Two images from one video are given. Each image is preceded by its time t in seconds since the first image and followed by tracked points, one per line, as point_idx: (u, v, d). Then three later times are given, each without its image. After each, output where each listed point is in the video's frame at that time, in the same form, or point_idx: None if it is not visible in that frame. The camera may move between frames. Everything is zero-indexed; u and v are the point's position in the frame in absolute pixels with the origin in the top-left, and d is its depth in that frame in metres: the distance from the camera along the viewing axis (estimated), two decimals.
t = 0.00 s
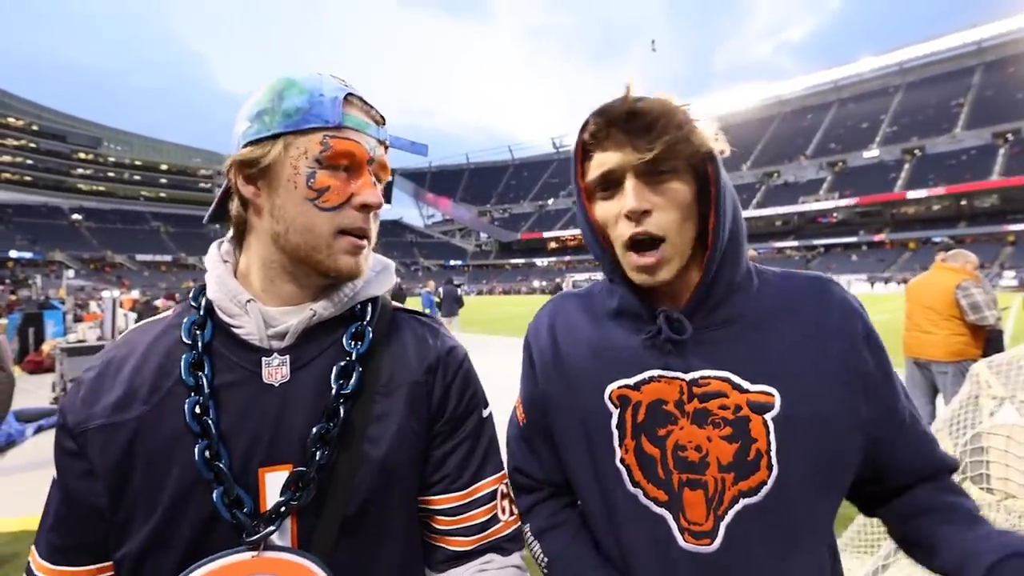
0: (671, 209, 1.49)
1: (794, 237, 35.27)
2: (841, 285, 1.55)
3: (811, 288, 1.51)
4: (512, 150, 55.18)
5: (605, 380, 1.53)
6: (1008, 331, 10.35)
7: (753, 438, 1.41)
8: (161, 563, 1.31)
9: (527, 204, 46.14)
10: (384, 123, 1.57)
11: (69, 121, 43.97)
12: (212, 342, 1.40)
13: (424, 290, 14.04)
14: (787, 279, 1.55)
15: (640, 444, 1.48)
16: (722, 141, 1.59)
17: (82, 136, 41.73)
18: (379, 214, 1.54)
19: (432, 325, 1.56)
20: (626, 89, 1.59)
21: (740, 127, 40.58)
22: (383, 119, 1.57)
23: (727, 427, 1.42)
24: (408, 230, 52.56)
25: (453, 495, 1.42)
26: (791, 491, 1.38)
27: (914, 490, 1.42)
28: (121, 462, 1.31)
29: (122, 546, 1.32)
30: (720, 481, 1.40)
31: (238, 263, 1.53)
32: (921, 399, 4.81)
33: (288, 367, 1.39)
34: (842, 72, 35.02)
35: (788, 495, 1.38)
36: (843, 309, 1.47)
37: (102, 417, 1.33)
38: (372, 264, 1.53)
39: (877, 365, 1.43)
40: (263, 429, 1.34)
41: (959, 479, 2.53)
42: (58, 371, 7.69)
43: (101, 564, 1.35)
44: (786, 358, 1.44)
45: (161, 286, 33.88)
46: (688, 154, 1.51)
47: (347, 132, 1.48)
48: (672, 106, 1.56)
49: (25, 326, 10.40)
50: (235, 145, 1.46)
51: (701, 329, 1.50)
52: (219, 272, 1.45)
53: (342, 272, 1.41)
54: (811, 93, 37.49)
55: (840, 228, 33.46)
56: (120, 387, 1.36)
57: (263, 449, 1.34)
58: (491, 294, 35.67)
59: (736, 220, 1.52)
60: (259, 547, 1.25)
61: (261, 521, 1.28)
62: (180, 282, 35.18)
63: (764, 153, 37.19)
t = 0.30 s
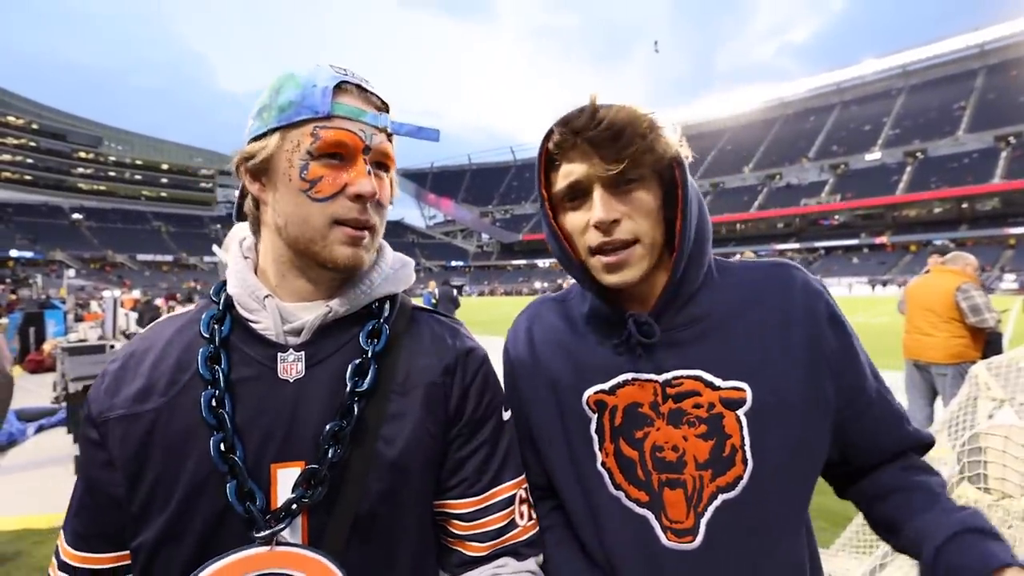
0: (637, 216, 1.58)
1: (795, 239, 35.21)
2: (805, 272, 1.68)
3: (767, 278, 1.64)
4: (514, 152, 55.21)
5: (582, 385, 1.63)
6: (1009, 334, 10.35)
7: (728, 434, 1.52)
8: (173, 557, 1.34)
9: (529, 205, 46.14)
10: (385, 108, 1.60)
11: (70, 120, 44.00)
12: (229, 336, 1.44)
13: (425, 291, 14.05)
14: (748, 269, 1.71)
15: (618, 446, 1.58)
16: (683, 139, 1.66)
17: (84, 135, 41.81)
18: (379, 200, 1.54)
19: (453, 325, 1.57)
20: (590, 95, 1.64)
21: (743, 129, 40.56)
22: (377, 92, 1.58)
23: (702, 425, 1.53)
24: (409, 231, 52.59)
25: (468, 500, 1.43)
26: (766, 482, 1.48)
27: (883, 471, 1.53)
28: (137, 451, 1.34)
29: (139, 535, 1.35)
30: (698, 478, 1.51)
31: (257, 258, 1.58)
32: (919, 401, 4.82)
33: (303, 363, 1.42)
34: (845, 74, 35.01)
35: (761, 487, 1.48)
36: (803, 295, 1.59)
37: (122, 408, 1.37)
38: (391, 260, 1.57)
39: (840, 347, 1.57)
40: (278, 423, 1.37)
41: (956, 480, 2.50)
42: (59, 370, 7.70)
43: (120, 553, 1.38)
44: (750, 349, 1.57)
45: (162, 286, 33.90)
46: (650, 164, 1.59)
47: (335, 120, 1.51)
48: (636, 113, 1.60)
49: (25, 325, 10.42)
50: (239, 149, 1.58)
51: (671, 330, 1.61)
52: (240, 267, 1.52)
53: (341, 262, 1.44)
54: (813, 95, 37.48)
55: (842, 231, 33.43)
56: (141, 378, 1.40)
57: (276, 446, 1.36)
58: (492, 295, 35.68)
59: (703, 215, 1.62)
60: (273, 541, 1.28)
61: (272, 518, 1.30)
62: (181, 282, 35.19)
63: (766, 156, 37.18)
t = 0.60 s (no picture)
0: (637, 214, 1.58)
1: (798, 240, 35.12)
2: (778, 269, 1.69)
3: (739, 278, 1.67)
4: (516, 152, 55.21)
5: (560, 394, 1.64)
6: (1012, 335, 10.31)
7: (699, 438, 1.54)
8: (177, 555, 1.34)
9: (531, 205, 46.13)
10: (376, 97, 1.60)
11: (73, 121, 44.10)
12: (234, 337, 1.45)
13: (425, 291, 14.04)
14: (714, 271, 1.73)
15: (594, 454, 1.58)
16: (682, 145, 1.68)
17: (87, 135, 41.93)
18: (361, 189, 1.50)
19: (460, 329, 1.55)
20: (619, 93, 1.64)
21: (746, 129, 40.48)
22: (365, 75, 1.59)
23: (674, 430, 1.55)
24: (411, 231, 52.59)
25: (476, 507, 1.42)
26: (747, 483, 1.50)
27: (844, 478, 1.50)
28: (145, 448, 1.35)
29: (147, 530, 1.35)
30: (673, 482, 1.52)
31: (263, 258, 1.59)
32: (922, 401, 4.80)
33: (305, 365, 1.42)
34: (848, 74, 34.93)
35: (741, 489, 1.49)
36: (772, 288, 1.63)
37: (132, 405, 1.38)
38: (399, 258, 1.58)
39: (803, 348, 1.56)
40: (279, 425, 1.37)
41: (959, 481, 2.57)
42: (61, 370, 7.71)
43: (132, 544, 1.38)
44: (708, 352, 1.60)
45: (165, 285, 33.91)
46: (656, 162, 1.61)
47: (313, 111, 1.54)
48: (647, 111, 1.62)
49: (29, 325, 10.43)
50: (241, 147, 1.64)
51: (647, 335, 1.63)
52: (245, 266, 1.52)
53: (322, 256, 1.43)
54: (817, 95, 37.41)
55: (844, 231, 33.35)
56: (150, 375, 1.41)
57: (278, 449, 1.36)
58: (494, 296, 35.66)
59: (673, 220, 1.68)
60: (269, 544, 1.28)
61: (271, 520, 1.31)
62: (184, 281, 35.21)
63: (769, 156, 37.10)
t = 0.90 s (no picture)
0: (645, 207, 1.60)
1: (798, 240, 35.13)
2: (770, 277, 1.74)
3: (733, 280, 1.71)
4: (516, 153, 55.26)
5: (555, 382, 1.63)
6: (1012, 335, 10.31)
7: (695, 428, 1.54)
8: (177, 555, 1.34)
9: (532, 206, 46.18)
10: (378, 98, 1.60)
11: (74, 122, 44.17)
12: (235, 336, 1.45)
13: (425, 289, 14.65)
14: (711, 273, 1.76)
15: (589, 444, 1.57)
16: (682, 140, 1.70)
17: (88, 137, 41.98)
18: (361, 188, 1.51)
19: (462, 330, 1.54)
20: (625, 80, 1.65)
21: (747, 130, 40.51)
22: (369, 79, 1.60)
23: (670, 419, 1.55)
24: (412, 232, 52.61)
25: (477, 508, 1.42)
26: (743, 475, 1.51)
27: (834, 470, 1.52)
28: (144, 447, 1.36)
29: (145, 529, 1.36)
30: (667, 473, 1.52)
31: (266, 259, 1.59)
32: (923, 402, 4.78)
33: (306, 364, 1.42)
34: (849, 74, 34.97)
35: (736, 487, 1.50)
36: (763, 301, 1.66)
37: (131, 405, 1.38)
38: (399, 258, 1.58)
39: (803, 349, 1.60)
40: (280, 423, 1.38)
41: (960, 482, 2.56)
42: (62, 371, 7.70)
43: (131, 545, 1.39)
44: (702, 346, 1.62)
45: (166, 286, 33.93)
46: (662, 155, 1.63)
47: (314, 109, 1.55)
48: (653, 102, 1.63)
49: (30, 325, 10.45)
50: (245, 146, 1.65)
51: (645, 326, 1.64)
52: (248, 268, 1.52)
53: (320, 257, 1.43)
54: (817, 95, 37.47)
55: (845, 231, 33.37)
56: (149, 375, 1.42)
57: (277, 449, 1.37)
58: (495, 296, 35.73)
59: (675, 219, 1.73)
60: (269, 544, 1.28)
61: (271, 520, 1.30)
62: (185, 282, 35.23)
63: (770, 157, 37.13)
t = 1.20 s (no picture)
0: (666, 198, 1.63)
1: (799, 241, 35.15)
2: (780, 287, 1.80)
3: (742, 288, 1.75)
4: (517, 155, 55.29)
5: (571, 374, 1.63)
6: (1014, 336, 10.31)
7: (712, 429, 1.55)
8: (174, 558, 1.35)
9: (532, 207, 46.22)
10: (382, 101, 1.61)
11: (73, 123, 44.19)
12: (235, 337, 1.46)
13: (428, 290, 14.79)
14: (722, 281, 1.79)
15: (600, 441, 1.56)
16: (703, 134, 1.74)
17: (87, 138, 42.02)
18: (359, 196, 1.50)
19: (461, 333, 1.55)
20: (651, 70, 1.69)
21: (747, 131, 40.52)
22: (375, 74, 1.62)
23: (687, 419, 1.56)
24: (413, 233, 52.65)
25: (479, 511, 1.42)
26: (746, 474, 1.53)
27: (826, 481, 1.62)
28: (144, 449, 1.36)
29: (143, 533, 1.36)
30: (681, 473, 1.52)
31: (267, 258, 1.59)
32: (922, 403, 4.78)
33: (305, 366, 1.43)
34: (848, 76, 35.00)
35: (743, 491, 1.52)
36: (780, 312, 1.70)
37: (129, 407, 1.38)
38: (400, 261, 1.58)
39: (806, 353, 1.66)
40: (281, 424, 1.38)
41: (960, 483, 2.56)
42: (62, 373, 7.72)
43: (128, 548, 1.39)
44: (713, 347, 1.64)
45: (165, 288, 33.96)
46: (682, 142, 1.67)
47: (314, 113, 1.56)
48: (679, 92, 1.67)
49: (30, 326, 10.47)
50: (248, 144, 1.67)
51: (658, 323, 1.66)
52: (248, 269, 1.52)
53: (319, 267, 1.44)
54: (817, 97, 37.51)
55: (845, 232, 33.40)
56: (147, 376, 1.42)
57: (276, 451, 1.37)
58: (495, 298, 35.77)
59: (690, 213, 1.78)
60: (269, 549, 1.28)
61: (270, 524, 1.31)
62: (184, 283, 35.25)
63: (770, 158, 37.15)
